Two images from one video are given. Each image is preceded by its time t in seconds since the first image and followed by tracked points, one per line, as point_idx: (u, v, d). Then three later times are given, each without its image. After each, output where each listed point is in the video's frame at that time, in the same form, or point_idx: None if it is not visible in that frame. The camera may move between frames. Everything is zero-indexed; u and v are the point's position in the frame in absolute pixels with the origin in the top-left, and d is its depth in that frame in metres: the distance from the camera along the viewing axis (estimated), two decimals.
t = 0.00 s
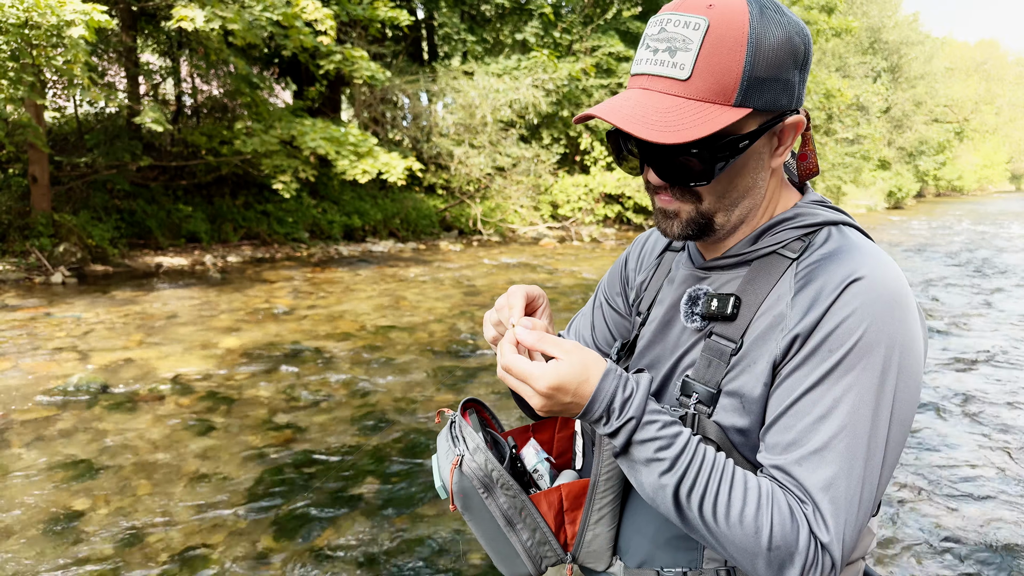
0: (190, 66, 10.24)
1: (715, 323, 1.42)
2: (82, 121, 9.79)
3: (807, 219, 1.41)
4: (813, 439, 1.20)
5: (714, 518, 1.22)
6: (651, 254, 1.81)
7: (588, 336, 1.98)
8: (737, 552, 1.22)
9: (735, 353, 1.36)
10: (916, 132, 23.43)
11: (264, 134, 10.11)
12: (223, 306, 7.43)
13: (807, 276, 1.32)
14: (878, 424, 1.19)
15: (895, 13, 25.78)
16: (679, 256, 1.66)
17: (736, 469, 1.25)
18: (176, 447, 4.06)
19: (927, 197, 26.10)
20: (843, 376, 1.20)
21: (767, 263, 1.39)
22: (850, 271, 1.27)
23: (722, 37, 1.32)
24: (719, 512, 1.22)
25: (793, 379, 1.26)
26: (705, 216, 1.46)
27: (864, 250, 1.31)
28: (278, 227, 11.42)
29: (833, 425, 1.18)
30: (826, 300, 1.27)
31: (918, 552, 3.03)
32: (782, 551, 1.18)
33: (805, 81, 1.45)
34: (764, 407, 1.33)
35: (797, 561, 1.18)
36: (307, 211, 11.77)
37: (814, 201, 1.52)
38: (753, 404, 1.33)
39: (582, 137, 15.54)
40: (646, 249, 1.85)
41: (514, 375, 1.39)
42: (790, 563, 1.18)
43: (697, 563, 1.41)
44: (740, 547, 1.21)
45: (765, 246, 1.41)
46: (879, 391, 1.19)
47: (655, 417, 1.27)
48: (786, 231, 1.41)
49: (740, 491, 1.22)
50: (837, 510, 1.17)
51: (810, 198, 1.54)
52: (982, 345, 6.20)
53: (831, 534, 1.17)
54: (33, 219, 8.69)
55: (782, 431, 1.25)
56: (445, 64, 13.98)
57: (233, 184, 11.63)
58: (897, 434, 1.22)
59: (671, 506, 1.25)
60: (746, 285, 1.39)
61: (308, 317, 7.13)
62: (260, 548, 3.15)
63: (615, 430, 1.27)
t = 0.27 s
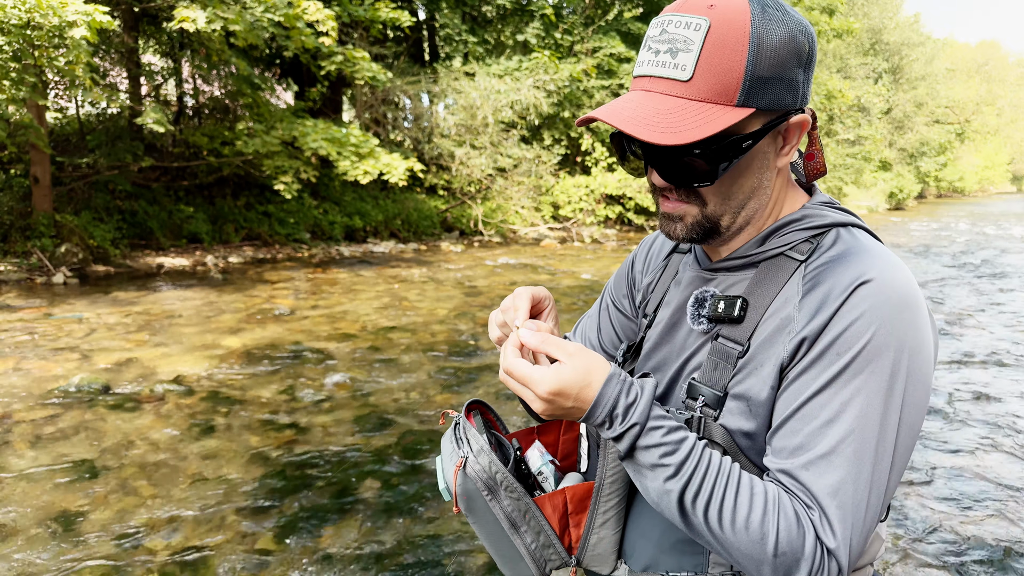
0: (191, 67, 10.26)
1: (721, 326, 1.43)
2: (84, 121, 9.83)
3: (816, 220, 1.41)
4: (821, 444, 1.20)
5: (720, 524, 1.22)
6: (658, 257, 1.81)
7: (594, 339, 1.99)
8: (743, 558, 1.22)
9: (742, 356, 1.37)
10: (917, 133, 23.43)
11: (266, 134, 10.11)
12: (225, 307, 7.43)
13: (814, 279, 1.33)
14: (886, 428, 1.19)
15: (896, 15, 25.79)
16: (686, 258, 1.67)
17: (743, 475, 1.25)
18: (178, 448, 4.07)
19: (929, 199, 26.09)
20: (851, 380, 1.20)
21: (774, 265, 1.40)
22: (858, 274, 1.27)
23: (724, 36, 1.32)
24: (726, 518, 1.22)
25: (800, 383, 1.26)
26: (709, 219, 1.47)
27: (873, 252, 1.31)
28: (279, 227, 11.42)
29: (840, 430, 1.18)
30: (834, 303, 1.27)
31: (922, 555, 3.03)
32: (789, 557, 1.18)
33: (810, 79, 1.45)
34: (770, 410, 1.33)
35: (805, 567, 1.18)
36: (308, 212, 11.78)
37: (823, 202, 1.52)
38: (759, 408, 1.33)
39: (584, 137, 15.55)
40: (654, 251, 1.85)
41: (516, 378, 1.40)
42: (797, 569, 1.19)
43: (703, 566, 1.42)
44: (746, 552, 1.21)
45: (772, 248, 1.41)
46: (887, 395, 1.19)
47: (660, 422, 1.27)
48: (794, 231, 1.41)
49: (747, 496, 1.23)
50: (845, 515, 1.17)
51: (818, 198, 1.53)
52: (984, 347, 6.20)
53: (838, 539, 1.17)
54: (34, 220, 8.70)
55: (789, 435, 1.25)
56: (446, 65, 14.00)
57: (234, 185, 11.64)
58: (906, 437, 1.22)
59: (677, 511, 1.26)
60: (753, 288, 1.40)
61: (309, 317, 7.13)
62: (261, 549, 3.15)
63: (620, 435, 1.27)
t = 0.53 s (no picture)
0: (192, 67, 10.27)
1: (725, 326, 1.42)
2: (86, 121, 9.81)
3: (820, 220, 1.41)
4: (826, 446, 1.19)
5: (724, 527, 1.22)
6: (662, 257, 1.81)
7: (597, 338, 1.98)
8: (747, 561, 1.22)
9: (745, 356, 1.36)
10: (919, 133, 23.42)
11: (267, 134, 10.11)
12: (226, 307, 7.43)
13: (819, 279, 1.32)
14: (891, 430, 1.18)
15: (896, 14, 25.79)
16: (689, 257, 1.66)
17: (747, 476, 1.25)
18: (179, 447, 4.07)
19: (930, 198, 26.06)
20: (856, 381, 1.19)
21: (778, 265, 1.39)
22: (863, 275, 1.26)
23: (726, 35, 1.32)
24: (729, 522, 1.21)
25: (804, 384, 1.26)
26: (710, 218, 1.47)
27: (877, 252, 1.30)
28: (280, 227, 11.42)
29: (845, 432, 1.18)
30: (837, 304, 1.26)
31: (925, 555, 3.02)
32: (793, 560, 1.18)
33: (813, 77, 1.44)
34: (773, 411, 1.32)
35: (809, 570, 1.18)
36: (309, 212, 11.78)
37: (827, 202, 1.51)
38: (763, 409, 1.33)
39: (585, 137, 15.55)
40: (657, 250, 1.85)
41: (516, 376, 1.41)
42: (801, 571, 1.18)
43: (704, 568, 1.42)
44: (751, 555, 1.21)
45: (776, 248, 1.41)
46: (892, 397, 1.18)
47: (663, 423, 1.27)
48: (798, 231, 1.41)
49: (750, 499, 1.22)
50: (849, 518, 1.16)
51: (821, 198, 1.53)
52: (986, 347, 6.19)
53: (843, 541, 1.17)
54: (35, 220, 8.71)
55: (794, 438, 1.24)
56: (447, 65, 14.00)
57: (235, 184, 11.64)
58: (912, 439, 1.22)
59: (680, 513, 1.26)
60: (756, 288, 1.39)
61: (310, 317, 7.13)
62: (262, 549, 3.15)
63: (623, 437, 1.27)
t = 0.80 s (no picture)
0: (192, 65, 10.25)
1: (724, 323, 1.41)
2: (85, 119, 9.84)
3: (821, 217, 1.40)
4: (824, 444, 1.19)
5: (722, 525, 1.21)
6: (662, 253, 1.80)
7: (597, 335, 1.97)
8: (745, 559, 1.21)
9: (744, 353, 1.35)
10: (919, 130, 23.40)
11: (267, 132, 10.10)
12: (225, 305, 7.42)
13: (819, 276, 1.31)
14: (891, 428, 1.17)
15: (897, 11, 25.74)
16: (689, 254, 1.65)
17: (746, 474, 1.24)
18: (178, 445, 4.06)
19: (931, 195, 26.05)
20: (853, 379, 1.19)
21: (778, 261, 1.38)
22: (863, 272, 1.25)
23: (719, 29, 1.30)
24: (727, 520, 1.21)
25: (804, 381, 1.25)
26: (708, 215, 1.46)
27: (878, 248, 1.29)
28: (280, 225, 11.40)
29: (845, 429, 1.17)
30: (836, 301, 1.25)
31: (927, 553, 3.01)
32: (792, 559, 1.17)
33: (811, 71, 1.42)
34: (772, 408, 1.32)
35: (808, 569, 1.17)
36: (309, 210, 11.77)
37: (828, 198, 1.50)
38: (762, 405, 1.32)
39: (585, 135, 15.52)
40: (657, 247, 1.84)
41: (514, 372, 1.40)
42: (801, 569, 1.18)
43: (703, 566, 1.41)
44: (750, 554, 1.20)
45: (776, 244, 1.39)
46: (892, 394, 1.17)
47: (661, 421, 1.26)
48: (798, 227, 1.40)
49: (749, 497, 1.21)
50: (849, 517, 1.16)
51: (822, 193, 1.51)
52: (987, 344, 6.18)
53: (843, 540, 1.16)
54: (35, 218, 8.69)
55: (792, 435, 1.24)
56: (447, 62, 13.98)
57: (235, 182, 11.62)
58: (912, 437, 1.21)
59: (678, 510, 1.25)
60: (757, 284, 1.38)
61: (310, 315, 7.12)
62: (261, 547, 3.14)
63: (620, 434, 1.26)
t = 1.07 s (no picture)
0: (192, 65, 10.25)
1: (720, 322, 1.41)
2: (86, 120, 9.85)
3: (815, 216, 1.40)
4: (818, 441, 1.19)
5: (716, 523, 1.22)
6: (659, 253, 1.80)
7: (594, 335, 1.98)
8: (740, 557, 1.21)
9: (739, 352, 1.36)
10: (919, 130, 23.41)
11: (267, 132, 10.10)
12: (225, 305, 7.43)
13: (813, 275, 1.31)
14: (885, 425, 1.17)
15: (897, 11, 25.74)
16: (686, 254, 1.66)
17: (740, 472, 1.24)
18: (178, 446, 4.06)
19: (931, 195, 26.07)
20: (848, 377, 1.19)
21: (773, 260, 1.39)
22: (858, 271, 1.25)
23: (707, 30, 1.31)
24: (722, 518, 1.21)
25: (798, 380, 1.25)
26: (702, 214, 1.46)
27: (873, 247, 1.29)
28: (280, 225, 11.41)
29: (839, 427, 1.17)
30: (831, 299, 1.25)
31: (926, 552, 3.01)
32: (786, 556, 1.18)
33: (802, 69, 1.42)
34: (768, 406, 1.32)
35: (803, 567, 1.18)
36: (309, 211, 11.77)
37: (822, 197, 1.50)
38: (757, 404, 1.32)
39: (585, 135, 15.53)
40: (655, 248, 1.84)
41: (509, 371, 1.40)
42: (795, 568, 1.18)
43: (698, 564, 1.41)
44: (744, 552, 1.20)
45: (771, 244, 1.40)
46: (886, 393, 1.18)
47: (656, 419, 1.26)
48: (793, 227, 1.40)
49: (744, 495, 1.21)
50: (843, 515, 1.16)
51: (816, 192, 1.51)
52: (987, 343, 6.18)
53: (837, 537, 1.16)
54: (35, 218, 8.69)
55: (787, 433, 1.24)
56: (447, 63, 13.99)
57: (235, 182, 11.63)
58: (906, 435, 1.21)
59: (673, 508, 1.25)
60: (752, 283, 1.39)
61: (310, 315, 7.13)
62: (261, 547, 3.14)
63: (616, 432, 1.26)
